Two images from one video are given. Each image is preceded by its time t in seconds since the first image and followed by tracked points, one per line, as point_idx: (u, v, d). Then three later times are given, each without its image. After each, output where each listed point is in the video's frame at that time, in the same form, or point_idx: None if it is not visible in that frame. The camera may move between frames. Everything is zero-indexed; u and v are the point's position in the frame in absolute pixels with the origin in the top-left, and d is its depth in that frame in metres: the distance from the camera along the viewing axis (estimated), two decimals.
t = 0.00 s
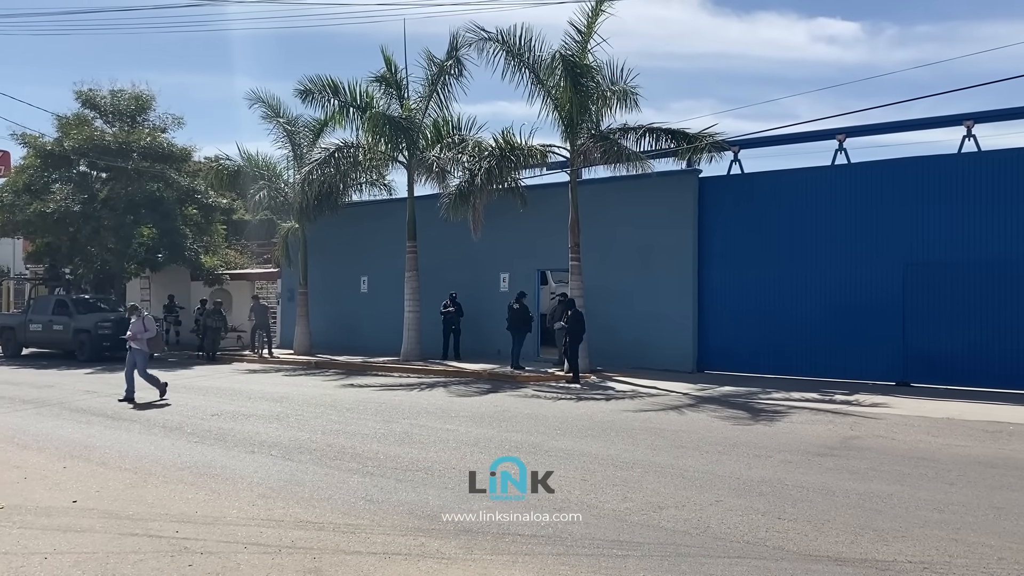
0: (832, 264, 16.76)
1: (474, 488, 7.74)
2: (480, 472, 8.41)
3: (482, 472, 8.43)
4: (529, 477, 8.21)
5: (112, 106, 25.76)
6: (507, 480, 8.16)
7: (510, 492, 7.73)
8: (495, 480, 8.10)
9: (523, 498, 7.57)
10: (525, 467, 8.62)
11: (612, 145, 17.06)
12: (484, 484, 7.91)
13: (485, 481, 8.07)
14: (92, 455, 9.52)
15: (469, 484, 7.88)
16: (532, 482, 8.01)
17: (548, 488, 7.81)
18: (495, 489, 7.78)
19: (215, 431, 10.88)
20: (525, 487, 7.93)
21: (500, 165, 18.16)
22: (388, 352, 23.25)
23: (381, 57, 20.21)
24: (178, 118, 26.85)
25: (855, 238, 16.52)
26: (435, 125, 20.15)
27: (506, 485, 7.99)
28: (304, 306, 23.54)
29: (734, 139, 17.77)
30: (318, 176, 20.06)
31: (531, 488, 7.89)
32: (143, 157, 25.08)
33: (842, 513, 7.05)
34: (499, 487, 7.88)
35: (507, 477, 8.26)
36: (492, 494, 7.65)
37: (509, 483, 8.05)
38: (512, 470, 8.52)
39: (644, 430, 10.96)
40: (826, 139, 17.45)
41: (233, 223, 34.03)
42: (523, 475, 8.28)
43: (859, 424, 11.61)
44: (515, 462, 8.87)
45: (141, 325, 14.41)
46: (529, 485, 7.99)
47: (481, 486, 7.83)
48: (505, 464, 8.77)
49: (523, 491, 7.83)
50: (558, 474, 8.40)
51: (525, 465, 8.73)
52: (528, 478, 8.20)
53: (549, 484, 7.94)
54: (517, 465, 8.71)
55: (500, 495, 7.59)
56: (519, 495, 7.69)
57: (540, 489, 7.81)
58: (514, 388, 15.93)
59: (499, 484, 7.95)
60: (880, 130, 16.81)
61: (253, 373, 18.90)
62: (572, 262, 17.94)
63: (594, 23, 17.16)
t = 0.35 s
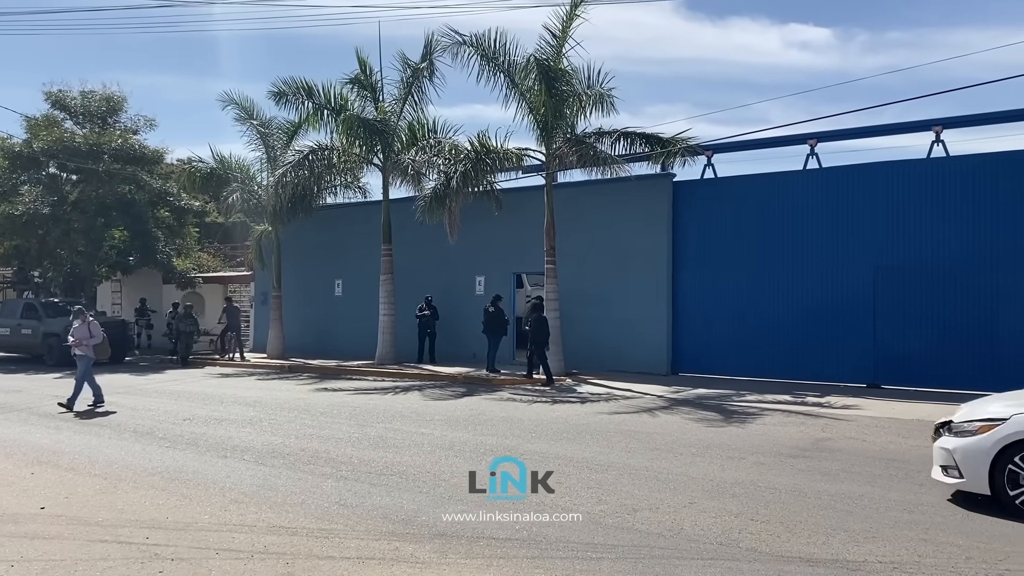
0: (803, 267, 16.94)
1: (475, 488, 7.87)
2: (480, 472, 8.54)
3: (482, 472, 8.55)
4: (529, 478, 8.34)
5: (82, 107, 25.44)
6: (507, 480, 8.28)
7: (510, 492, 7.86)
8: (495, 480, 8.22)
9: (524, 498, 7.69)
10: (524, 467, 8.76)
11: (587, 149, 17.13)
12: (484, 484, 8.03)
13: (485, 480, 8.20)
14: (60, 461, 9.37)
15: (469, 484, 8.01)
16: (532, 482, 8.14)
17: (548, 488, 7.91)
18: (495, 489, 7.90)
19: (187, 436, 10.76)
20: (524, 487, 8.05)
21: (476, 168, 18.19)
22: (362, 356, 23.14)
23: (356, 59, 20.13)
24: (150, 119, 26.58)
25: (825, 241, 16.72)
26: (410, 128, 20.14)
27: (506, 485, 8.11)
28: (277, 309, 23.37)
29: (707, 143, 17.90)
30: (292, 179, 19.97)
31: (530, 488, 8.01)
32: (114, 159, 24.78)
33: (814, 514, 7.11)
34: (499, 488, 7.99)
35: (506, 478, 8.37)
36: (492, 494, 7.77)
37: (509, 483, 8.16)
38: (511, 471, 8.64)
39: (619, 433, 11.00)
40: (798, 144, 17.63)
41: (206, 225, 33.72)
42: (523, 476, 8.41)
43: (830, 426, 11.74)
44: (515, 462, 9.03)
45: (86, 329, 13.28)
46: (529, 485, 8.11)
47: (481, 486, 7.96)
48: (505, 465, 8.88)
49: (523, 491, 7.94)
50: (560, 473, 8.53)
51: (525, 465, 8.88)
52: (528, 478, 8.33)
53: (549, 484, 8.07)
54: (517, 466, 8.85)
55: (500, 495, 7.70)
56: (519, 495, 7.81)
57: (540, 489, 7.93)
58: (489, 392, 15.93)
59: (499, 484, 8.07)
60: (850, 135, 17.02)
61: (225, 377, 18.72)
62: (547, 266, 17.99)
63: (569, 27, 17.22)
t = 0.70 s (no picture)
0: (776, 270, 17.09)
1: (474, 488, 7.96)
2: (480, 472, 8.63)
3: (482, 472, 8.67)
4: (529, 478, 8.42)
5: (50, 106, 25.07)
6: (507, 480, 8.35)
7: (510, 492, 7.91)
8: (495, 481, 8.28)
9: (524, 498, 7.74)
10: (523, 467, 8.87)
11: (561, 151, 17.17)
12: (485, 485, 8.10)
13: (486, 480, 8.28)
14: (27, 465, 9.21)
15: (469, 484, 8.11)
16: (530, 482, 8.20)
17: (548, 488, 8.00)
18: (494, 489, 7.97)
19: (158, 440, 10.63)
20: (523, 486, 8.10)
21: (451, 169, 18.16)
22: (336, 358, 23.01)
23: (329, 60, 20.03)
24: (120, 119, 26.26)
25: (798, 244, 16.88)
26: (384, 129, 20.08)
27: (506, 484, 8.19)
28: (249, 312, 23.20)
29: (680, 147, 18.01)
30: (265, 180, 19.84)
31: (530, 488, 8.09)
32: (84, 160, 24.44)
33: (786, 514, 7.17)
34: (499, 488, 8.07)
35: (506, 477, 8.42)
36: (492, 493, 7.85)
37: (509, 483, 8.24)
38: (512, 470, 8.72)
39: (593, 435, 11.03)
40: (770, 147, 17.80)
41: (176, 227, 33.34)
42: (523, 475, 8.49)
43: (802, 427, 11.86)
44: (514, 462, 9.14)
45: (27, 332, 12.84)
46: (529, 485, 8.18)
47: (481, 487, 8.04)
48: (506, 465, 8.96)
49: (523, 491, 8.02)
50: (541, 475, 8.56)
51: (524, 465, 8.99)
52: (528, 478, 8.40)
53: (548, 484, 8.16)
54: (517, 466, 8.96)
55: (499, 495, 7.77)
56: (519, 494, 7.88)
57: (539, 489, 8.00)
58: (464, 394, 15.90)
59: (499, 484, 8.15)
60: (821, 139, 17.21)
61: (197, 380, 18.52)
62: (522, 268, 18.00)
63: (543, 30, 17.25)
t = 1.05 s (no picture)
0: (748, 271, 17.23)
1: (474, 488, 7.98)
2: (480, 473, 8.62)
3: (482, 471, 8.69)
4: (528, 478, 8.36)
5: (17, 104, 24.66)
6: (507, 480, 8.28)
7: (511, 492, 7.91)
8: (496, 480, 8.27)
9: (524, 498, 7.76)
10: (523, 468, 8.82)
11: (536, 153, 17.20)
12: (485, 485, 8.11)
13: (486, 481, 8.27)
14: None
15: (469, 484, 8.14)
16: (531, 482, 8.19)
17: (549, 488, 8.03)
18: (496, 489, 7.97)
19: (127, 442, 10.48)
20: (524, 487, 8.09)
21: (425, 169, 18.11)
22: (309, 360, 22.85)
23: (302, 58, 19.89)
24: (89, 118, 25.90)
25: (770, 246, 17.02)
26: (358, 129, 19.99)
27: (505, 485, 8.13)
28: (220, 313, 22.97)
29: (655, 149, 18.11)
30: (237, 180, 19.69)
31: (530, 488, 8.07)
32: (52, 159, 24.07)
33: (757, 514, 7.22)
34: (498, 488, 8.03)
35: (506, 476, 8.40)
36: (491, 494, 7.84)
37: (508, 483, 8.17)
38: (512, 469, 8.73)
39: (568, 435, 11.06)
40: (743, 150, 17.94)
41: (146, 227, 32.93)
42: (522, 476, 8.40)
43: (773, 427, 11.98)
44: (514, 463, 9.08)
45: None
46: (529, 485, 8.15)
47: (481, 487, 8.06)
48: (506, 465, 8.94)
49: (523, 491, 7.99)
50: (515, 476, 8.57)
51: (524, 465, 8.95)
52: (528, 478, 8.34)
53: (548, 484, 8.19)
54: (517, 466, 8.92)
55: (501, 495, 7.78)
56: (519, 495, 7.85)
57: (540, 489, 8.00)
58: (438, 395, 15.86)
59: (499, 484, 8.10)
60: (793, 142, 17.38)
61: (168, 382, 18.31)
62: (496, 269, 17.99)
63: (518, 31, 17.26)
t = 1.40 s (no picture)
0: (721, 271, 17.36)
1: (474, 488, 7.93)
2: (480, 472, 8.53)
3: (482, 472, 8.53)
4: (529, 478, 8.27)
5: None
6: (507, 480, 8.20)
7: (511, 492, 7.87)
8: (496, 479, 8.19)
9: (524, 498, 7.75)
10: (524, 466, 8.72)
11: (511, 152, 17.21)
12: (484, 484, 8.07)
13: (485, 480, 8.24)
14: None
15: (469, 484, 8.06)
16: (532, 482, 8.13)
17: (549, 488, 7.98)
18: (495, 489, 7.93)
19: (96, 443, 10.35)
20: (524, 486, 8.03)
21: (400, 168, 18.04)
22: (283, 359, 22.68)
23: (275, 55, 19.73)
24: (58, 114, 25.53)
25: (743, 245, 17.16)
26: (332, 127, 19.88)
27: (506, 485, 8.07)
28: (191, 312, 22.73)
29: (629, 149, 18.19)
30: (209, 178, 19.53)
31: (530, 488, 8.00)
32: (20, 155, 23.72)
33: (730, 511, 7.29)
34: (498, 488, 7.98)
35: (507, 475, 8.31)
36: (491, 494, 7.78)
37: (509, 483, 8.11)
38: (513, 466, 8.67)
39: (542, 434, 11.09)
40: (717, 150, 18.07)
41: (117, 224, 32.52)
42: (523, 475, 8.31)
43: (746, 425, 12.08)
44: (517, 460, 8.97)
45: None
46: (529, 485, 8.08)
47: (481, 486, 8.00)
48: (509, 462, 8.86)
49: (523, 491, 7.93)
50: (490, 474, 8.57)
51: (526, 464, 8.85)
52: (529, 478, 8.25)
53: (548, 484, 8.09)
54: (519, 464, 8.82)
55: (501, 494, 7.76)
56: (518, 495, 7.81)
57: (540, 489, 7.96)
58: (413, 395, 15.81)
59: (498, 484, 8.04)
60: (766, 143, 17.52)
61: (139, 382, 18.10)
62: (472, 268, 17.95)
63: (493, 30, 17.25)
